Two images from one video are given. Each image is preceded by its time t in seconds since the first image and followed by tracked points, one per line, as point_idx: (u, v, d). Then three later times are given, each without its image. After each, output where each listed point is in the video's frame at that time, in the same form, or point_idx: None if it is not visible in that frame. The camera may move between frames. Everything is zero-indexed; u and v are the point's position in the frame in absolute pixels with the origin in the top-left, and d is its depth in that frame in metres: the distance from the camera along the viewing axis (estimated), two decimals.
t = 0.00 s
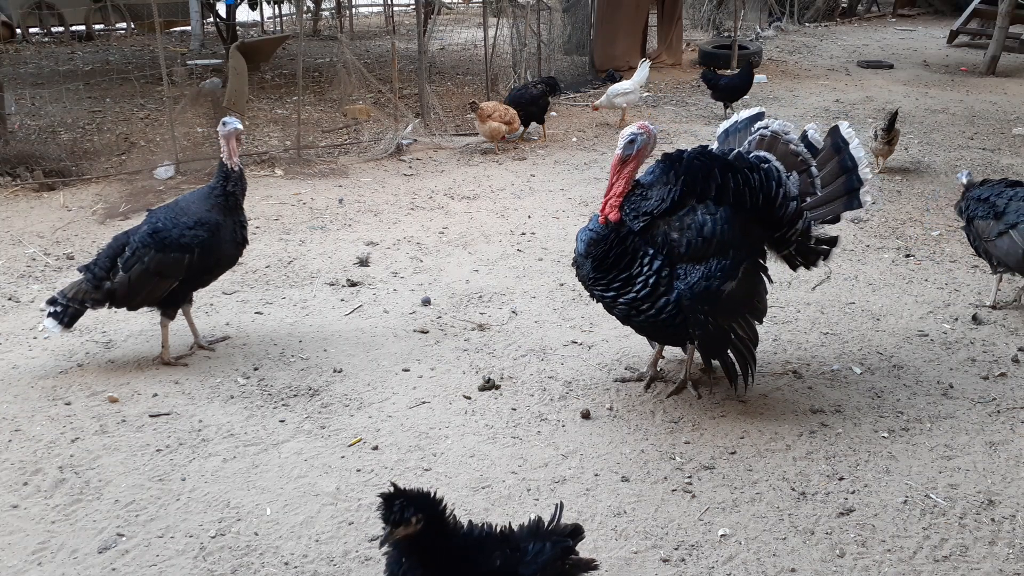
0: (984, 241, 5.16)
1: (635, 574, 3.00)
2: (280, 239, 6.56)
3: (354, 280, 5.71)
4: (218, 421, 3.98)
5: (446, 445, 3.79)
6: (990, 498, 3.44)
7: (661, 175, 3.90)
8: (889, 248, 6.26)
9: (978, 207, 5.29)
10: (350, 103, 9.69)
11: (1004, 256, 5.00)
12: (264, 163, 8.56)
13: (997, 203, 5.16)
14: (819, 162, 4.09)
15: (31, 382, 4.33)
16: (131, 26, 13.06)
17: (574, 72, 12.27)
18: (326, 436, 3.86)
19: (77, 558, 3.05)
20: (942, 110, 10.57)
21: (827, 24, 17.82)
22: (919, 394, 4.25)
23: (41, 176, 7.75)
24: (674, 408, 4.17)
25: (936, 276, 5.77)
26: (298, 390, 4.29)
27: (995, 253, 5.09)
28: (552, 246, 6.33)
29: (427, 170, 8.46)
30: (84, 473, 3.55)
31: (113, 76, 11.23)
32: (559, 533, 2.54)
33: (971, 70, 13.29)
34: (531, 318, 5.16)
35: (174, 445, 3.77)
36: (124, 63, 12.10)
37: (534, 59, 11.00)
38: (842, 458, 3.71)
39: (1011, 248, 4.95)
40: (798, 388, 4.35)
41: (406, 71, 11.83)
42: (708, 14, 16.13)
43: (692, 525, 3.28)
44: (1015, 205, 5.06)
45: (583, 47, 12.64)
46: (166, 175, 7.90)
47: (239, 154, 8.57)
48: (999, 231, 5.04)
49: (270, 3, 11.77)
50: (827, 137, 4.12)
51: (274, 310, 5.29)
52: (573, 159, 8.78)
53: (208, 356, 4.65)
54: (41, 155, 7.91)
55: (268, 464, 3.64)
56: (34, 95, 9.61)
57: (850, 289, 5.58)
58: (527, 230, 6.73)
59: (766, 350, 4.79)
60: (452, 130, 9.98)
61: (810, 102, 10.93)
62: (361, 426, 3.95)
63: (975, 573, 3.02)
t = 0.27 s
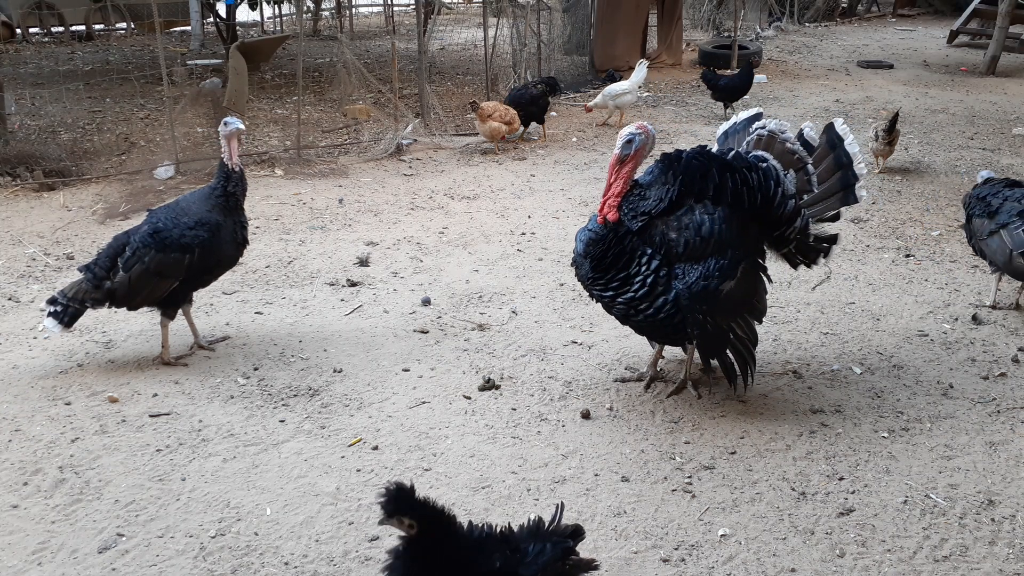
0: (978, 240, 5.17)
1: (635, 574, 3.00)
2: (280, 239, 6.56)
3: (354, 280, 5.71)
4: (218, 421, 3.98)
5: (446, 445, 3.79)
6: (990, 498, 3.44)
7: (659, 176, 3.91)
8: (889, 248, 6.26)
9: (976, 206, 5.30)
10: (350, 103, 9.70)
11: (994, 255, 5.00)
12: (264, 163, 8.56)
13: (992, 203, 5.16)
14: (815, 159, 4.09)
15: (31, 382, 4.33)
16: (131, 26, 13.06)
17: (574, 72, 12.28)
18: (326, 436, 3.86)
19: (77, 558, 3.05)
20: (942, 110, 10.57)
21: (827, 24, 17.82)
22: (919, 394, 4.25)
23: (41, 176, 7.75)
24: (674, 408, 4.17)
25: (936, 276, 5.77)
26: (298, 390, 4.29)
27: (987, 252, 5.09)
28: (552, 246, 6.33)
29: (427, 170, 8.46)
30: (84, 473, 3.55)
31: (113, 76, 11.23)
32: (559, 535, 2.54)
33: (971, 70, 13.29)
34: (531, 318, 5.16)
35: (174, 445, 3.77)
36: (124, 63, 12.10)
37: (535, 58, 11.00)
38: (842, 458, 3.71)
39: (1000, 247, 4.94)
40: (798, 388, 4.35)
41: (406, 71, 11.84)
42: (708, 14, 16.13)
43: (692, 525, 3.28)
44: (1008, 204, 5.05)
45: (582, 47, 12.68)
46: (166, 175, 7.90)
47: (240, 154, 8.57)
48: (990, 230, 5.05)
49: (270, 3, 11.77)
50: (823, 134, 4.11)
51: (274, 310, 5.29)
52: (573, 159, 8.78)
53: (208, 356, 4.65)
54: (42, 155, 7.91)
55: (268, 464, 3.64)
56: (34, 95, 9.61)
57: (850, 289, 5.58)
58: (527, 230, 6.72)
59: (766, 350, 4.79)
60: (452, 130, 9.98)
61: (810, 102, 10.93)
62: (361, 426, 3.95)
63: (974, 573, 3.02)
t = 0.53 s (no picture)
0: (974, 239, 5.17)
1: (635, 574, 3.00)
2: (280, 239, 6.56)
3: (354, 280, 5.71)
4: (218, 421, 3.98)
5: (446, 445, 3.79)
6: (990, 498, 3.44)
7: (657, 176, 3.90)
8: (889, 248, 6.26)
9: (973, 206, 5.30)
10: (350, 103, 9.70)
11: (988, 254, 5.00)
12: (264, 163, 8.57)
13: (987, 202, 5.17)
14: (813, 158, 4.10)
15: (31, 382, 4.33)
16: (131, 26, 13.06)
17: (574, 72, 12.28)
18: (326, 436, 3.86)
19: (77, 559, 3.05)
20: (942, 110, 10.57)
21: (827, 24, 17.83)
22: (919, 394, 4.25)
23: (41, 176, 7.75)
24: (674, 408, 4.17)
25: (936, 276, 5.77)
26: (298, 389, 4.29)
27: (982, 250, 5.08)
28: (552, 246, 6.33)
29: (427, 170, 8.46)
30: (84, 473, 3.55)
31: (113, 76, 11.23)
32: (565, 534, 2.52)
33: (971, 70, 13.29)
34: (531, 318, 5.16)
35: (174, 445, 3.77)
36: (124, 63, 12.11)
37: (535, 58, 11.00)
38: (842, 458, 3.71)
39: (994, 246, 4.95)
40: (798, 388, 4.35)
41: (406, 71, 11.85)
42: (708, 14, 16.13)
43: (692, 525, 3.28)
44: (1003, 203, 5.05)
45: (582, 47, 12.73)
46: (166, 175, 7.90)
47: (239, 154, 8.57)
48: (985, 229, 5.05)
49: (271, 3, 11.78)
50: (821, 132, 4.09)
51: (274, 310, 5.29)
52: (573, 159, 8.78)
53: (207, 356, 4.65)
54: (42, 155, 7.91)
55: (268, 464, 3.64)
56: (34, 95, 9.60)
57: (850, 289, 5.58)
58: (527, 230, 6.73)
59: (766, 350, 4.78)
60: (452, 130, 9.97)
61: (810, 102, 10.93)
62: (361, 426, 3.95)
63: (975, 574, 3.02)
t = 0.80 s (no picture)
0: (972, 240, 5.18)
1: (634, 575, 3.00)
2: (279, 240, 6.56)
3: (353, 281, 5.71)
4: (218, 422, 3.98)
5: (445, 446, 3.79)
6: (989, 498, 3.45)
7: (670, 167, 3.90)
8: (888, 248, 6.26)
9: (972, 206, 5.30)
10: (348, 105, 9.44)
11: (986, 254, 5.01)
12: (263, 164, 8.57)
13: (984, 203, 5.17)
14: (782, 160, 4.46)
15: (30, 383, 4.33)
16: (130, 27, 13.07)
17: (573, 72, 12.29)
18: (325, 436, 3.86)
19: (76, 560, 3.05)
20: (941, 110, 10.58)
21: (825, 24, 17.85)
22: (918, 394, 4.26)
23: (40, 178, 7.75)
24: (674, 408, 4.17)
25: (935, 275, 5.77)
26: (298, 390, 4.29)
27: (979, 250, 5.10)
28: (551, 246, 6.33)
29: (426, 171, 8.46)
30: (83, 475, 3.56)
31: (112, 76, 11.23)
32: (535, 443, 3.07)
33: (969, 70, 13.31)
34: (530, 318, 5.16)
35: (174, 446, 3.77)
36: (122, 65, 12.11)
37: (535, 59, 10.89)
38: (841, 458, 3.72)
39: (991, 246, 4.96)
40: (797, 388, 4.35)
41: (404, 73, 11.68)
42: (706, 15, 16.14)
43: (691, 525, 3.28)
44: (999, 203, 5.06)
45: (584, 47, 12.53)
46: (165, 176, 7.90)
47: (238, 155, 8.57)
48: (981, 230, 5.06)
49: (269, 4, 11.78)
50: (784, 137, 4.52)
51: (273, 310, 5.29)
52: (572, 159, 8.78)
53: (207, 357, 4.65)
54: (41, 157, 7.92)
55: (267, 464, 3.64)
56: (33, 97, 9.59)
57: (849, 289, 5.58)
58: (526, 230, 6.73)
59: (765, 349, 4.79)
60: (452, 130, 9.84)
61: (809, 102, 10.94)
62: (361, 427, 3.95)
63: (974, 574, 3.02)
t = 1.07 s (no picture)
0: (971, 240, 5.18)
1: (635, 574, 3.00)
2: (279, 239, 6.56)
3: (354, 280, 5.71)
4: (218, 421, 3.98)
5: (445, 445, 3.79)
6: (989, 498, 3.45)
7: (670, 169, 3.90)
8: (888, 248, 6.26)
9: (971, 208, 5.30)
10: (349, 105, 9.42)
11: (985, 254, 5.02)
12: (263, 163, 8.58)
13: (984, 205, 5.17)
14: (784, 159, 4.45)
15: (31, 382, 4.33)
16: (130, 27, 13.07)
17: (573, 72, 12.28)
18: (326, 436, 3.86)
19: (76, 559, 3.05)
20: (941, 110, 10.58)
21: (826, 24, 17.85)
22: (919, 394, 4.26)
23: (40, 177, 7.75)
24: (674, 408, 4.17)
25: (935, 276, 5.78)
26: (298, 390, 4.29)
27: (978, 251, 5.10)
28: (551, 246, 6.33)
29: (427, 171, 8.47)
30: (84, 473, 3.56)
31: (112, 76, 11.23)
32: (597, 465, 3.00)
33: (970, 71, 13.31)
34: (530, 318, 5.16)
35: (174, 445, 3.77)
36: (123, 64, 12.11)
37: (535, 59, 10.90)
38: (841, 458, 3.72)
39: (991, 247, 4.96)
40: (797, 388, 4.35)
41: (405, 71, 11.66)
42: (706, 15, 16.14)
43: (691, 525, 3.28)
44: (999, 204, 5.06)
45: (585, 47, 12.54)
46: (165, 175, 7.89)
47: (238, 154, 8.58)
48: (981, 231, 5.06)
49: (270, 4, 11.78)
50: (784, 137, 4.52)
51: (273, 310, 5.29)
52: (572, 159, 8.79)
53: (207, 356, 4.65)
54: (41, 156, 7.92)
55: (267, 464, 3.64)
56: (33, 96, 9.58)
57: (849, 289, 5.58)
58: (526, 230, 6.73)
59: (766, 350, 4.79)
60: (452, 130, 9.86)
61: (809, 102, 10.94)
62: (361, 426, 3.95)
63: (974, 574, 3.02)
